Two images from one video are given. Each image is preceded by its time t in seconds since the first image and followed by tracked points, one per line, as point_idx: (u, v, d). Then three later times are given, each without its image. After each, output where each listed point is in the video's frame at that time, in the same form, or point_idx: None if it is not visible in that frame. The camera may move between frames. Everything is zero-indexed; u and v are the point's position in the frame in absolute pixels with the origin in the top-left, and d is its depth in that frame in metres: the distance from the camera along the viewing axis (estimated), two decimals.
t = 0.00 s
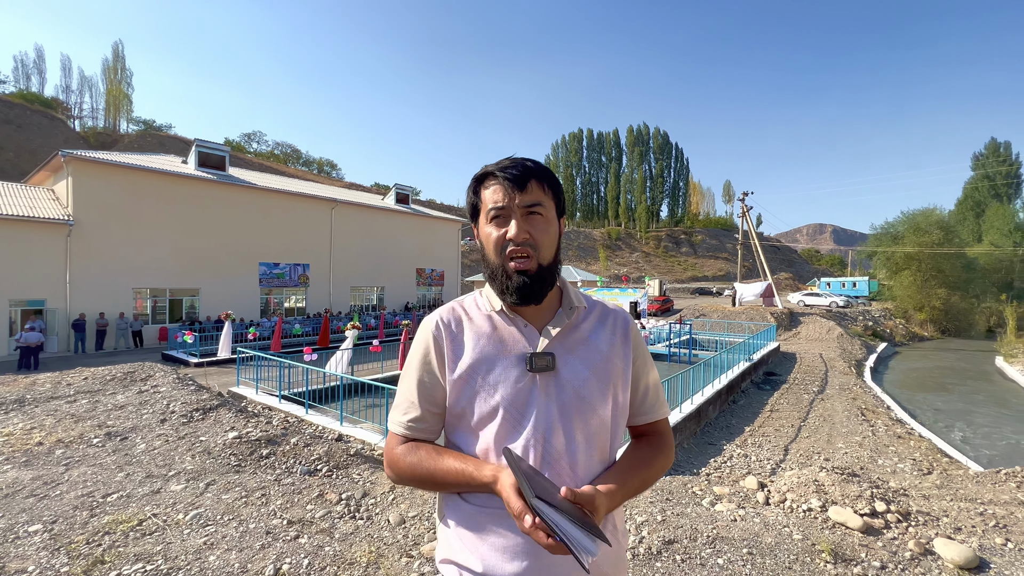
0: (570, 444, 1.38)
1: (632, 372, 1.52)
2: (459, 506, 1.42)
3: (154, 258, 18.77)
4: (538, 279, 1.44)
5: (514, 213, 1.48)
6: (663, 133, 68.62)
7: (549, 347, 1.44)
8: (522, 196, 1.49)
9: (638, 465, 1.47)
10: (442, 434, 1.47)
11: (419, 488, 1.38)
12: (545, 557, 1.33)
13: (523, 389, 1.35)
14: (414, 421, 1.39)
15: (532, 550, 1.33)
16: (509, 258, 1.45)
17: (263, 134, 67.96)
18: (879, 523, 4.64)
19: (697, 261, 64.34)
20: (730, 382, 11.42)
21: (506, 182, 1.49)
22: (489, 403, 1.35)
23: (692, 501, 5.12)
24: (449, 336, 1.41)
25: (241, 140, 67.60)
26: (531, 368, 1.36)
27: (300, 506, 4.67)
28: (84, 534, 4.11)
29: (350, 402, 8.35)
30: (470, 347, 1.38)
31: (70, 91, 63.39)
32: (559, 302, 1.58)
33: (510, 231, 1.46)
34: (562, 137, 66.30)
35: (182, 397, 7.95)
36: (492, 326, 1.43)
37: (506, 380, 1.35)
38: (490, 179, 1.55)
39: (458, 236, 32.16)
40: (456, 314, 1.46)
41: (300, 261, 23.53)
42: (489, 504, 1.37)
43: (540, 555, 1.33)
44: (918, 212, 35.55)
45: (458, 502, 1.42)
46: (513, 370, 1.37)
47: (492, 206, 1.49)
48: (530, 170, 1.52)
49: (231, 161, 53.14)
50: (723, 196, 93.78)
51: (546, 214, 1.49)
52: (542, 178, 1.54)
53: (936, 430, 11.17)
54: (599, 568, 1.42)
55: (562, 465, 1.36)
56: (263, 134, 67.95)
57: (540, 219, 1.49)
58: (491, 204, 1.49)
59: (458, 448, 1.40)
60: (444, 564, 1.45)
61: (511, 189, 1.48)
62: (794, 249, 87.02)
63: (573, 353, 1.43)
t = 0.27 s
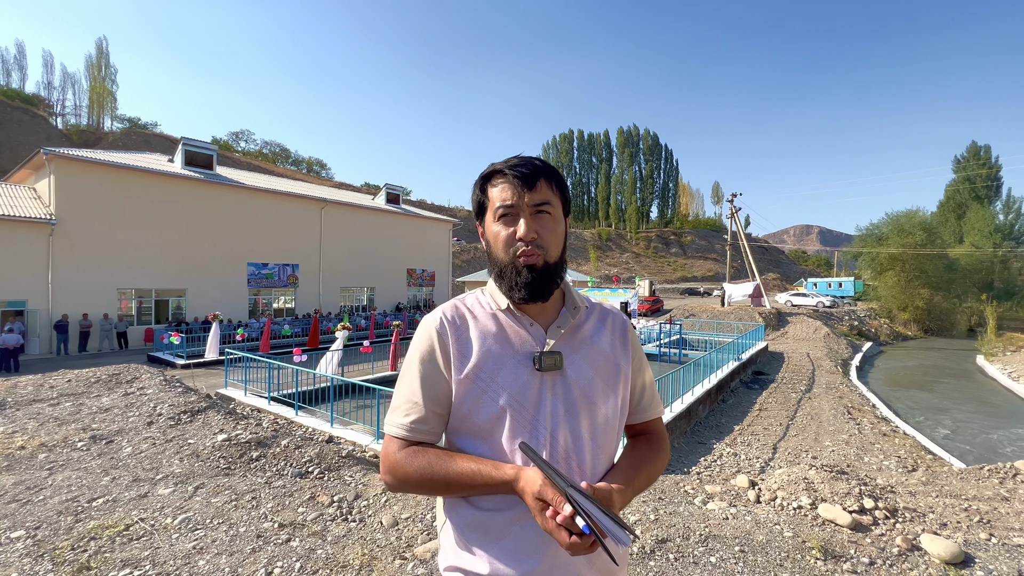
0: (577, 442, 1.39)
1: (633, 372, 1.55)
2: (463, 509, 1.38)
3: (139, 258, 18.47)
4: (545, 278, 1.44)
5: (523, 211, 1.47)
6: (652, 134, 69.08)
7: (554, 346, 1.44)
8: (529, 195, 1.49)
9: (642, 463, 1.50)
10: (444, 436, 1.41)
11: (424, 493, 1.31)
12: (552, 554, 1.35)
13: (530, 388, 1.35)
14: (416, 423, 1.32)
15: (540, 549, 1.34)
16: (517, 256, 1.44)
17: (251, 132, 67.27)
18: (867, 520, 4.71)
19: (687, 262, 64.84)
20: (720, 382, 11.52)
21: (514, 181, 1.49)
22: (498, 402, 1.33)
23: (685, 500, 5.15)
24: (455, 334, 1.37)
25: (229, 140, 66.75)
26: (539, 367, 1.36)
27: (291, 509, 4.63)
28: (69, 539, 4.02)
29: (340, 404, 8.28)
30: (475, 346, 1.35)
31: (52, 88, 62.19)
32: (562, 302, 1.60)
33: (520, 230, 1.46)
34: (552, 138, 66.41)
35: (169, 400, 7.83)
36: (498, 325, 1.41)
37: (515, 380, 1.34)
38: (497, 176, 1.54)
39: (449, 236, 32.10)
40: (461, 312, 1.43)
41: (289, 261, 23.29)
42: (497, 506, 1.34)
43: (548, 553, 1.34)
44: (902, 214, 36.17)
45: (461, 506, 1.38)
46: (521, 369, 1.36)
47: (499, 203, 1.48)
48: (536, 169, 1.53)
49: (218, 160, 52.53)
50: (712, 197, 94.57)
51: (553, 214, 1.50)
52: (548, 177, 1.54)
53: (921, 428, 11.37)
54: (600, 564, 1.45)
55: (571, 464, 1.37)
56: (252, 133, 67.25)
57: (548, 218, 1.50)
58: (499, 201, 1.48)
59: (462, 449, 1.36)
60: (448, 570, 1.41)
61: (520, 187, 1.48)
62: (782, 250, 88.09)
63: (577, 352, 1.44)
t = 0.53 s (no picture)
0: (579, 442, 1.40)
1: (630, 371, 1.57)
2: (466, 513, 1.38)
3: (124, 258, 18.17)
4: (548, 277, 1.44)
5: (523, 212, 1.48)
6: (643, 135, 69.47)
7: (554, 346, 1.44)
8: (528, 196, 1.50)
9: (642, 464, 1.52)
10: (446, 440, 1.41)
11: (428, 497, 1.30)
12: (556, 554, 1.35)
13: (533, 389, 1.35)
14: (420, 427, 1.31)
15: (544, 548, 1.34)
16: (518, 257, 1.44)
17: (239, 131, 66.54)
18: (855, 516, 4.78)
19: (676, 262, 65.32)
20: (709, 381, 11.63)
21: (514, 182, 1.50)
22: (501, 404, 1.33)
23: (676, 498, 5.20)
24: (457, 335, 1.37)
25: (217, 138, 65.91)
26: (541, 367, 1.36)
27: (283, 511, 4.58)
28: (54, 545, 3.95)
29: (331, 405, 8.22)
30: (478, 348, 1.35)
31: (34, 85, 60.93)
32: (561, 303, 1.60)
33: (520, 231, 1.46)
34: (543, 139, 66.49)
35: (156, 402, 7.71)
36: (499, 326, 1.41)
37: (518, 381, 1.34)
38: (496, 178, 1.54)
39: (440, 236, 32.03)
40: (461, 314, 1.43)
41: (278, 261, 23.07)
42: (501, 508, 1.35)
43: (552, 553, 1.35)
44: (886, 215, 36.76)
45: (464, 509, 1.38)
46: (524, 369, 1.36)
47: (500, 205, 1.49)
48: (535, 170, 1.54)
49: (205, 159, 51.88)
50: (702, 198, 95.36)
51: (553, 214, 1.51)
52: (546, 179, 1.55)
53: (906, 426, 11.57)
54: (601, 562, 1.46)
55: (574, 463, 1.38)
56: (239, 131, 66.52)
57: (548, 218, 1.51)
58: (499, 203, 1.48)
59: (466, 452, 1.36)
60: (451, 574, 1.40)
61: (520, 189, 1.49)
62: (770, 251, 89.10)
63: (577, 352, 1.45)
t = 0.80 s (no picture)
0: (577, 441, 1.41)
1: (625, 370, 1.59)
2: (467, 510, 1.39)
3: (109, 258, 17.89)
4: (546, 281, 1.46)
5: (520, 217, 1.49)
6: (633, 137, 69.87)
7: (551, 346, 1.46)
8: (526, 201, 1.52)
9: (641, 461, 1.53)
10: (446, 440, 1.42)
11: (429, 497, 1.31)
12: (556, 552, 1.36)
13: (531, 389, 1.36)
14: (420, 427, 1.32)
15: (544, 546, 1.35)
16: (516, 262, 1.45)
17: (228, 130, 65.89)
18: (842, 512, 4.86)
19: (667, 263, 65.84)
20: (699, 381, 11.75)
21: (511, 188, 1.51)
22: (501, 403, 1.34)
23: (668, 496, 5.25)
24: (456, 338, 1.38)
25: (205, 137, 65.15)
26: (538, 367, 1.37)
27: (275, 513, 4.54)
28: (41, 550, 3.89)
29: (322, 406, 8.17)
30: (476, 350, 1.37)
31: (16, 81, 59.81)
32: (558, 304, 1.61)
33: (518, 235, 1.48)
34: (534, 140, 66.58)
35: (145, 404, 7.60)
36: (497, 328, 1.42)
37: (516, 382, 1.36)
38: (492, 184, 1.55)
39: (432, 237, 31.97)
40: (460, 317, 1.44)
41: (267, 261, 22.86)
42: (500, 506, 1.36)
43: (553, 550, 1.36)
44: (872, 217, 37.35)
45: (465, 507, 1.39)
46: (521, 370, 1.37)
47: (497, 210, 1.50)
48: (530, 175, 1.55)
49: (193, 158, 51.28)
50: (692, 200, 96.13)
51: (548, 219, 1.53)
52: (541, 183, 1.57)
53: (891, 423, 11.78)
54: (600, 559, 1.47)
55: (572, 461, 1.39)
56: (228, 130, 65.88)
57: (544, 223, 1.53)
58: (496, 208, 1.50)
59: (466, 452, 1.37)
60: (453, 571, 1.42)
61: (515, 195, 1.49)
62: (759, 252, 90.07)
63: (574, 352, 1.46)
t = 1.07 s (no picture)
0: (577, 443, 1.41)
1: (623, 373, 1.60)
2: (471, 510, 1.40)
3: (95, 258, 17.61)
4: (544, 285, 1.48)
5: (516, 226, 1.51)
6: (625, 138, 70.15)
7: (550, 350, 1.47)
8: (521, 210, 1.53)
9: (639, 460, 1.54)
10: (448, 444, 1.44)
11: (432, 498, 1.33)
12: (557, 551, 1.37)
13: (531, 394, 1.37)
14: (423, 429, 1.34)
15: (544, 544, 1.36)
16: (514, 269, 1.47)
17: (216, 129, 65.15)
18: (831, 510, 4.93)
19: (658, 263, 66.26)
20: (690, 380, 11.85)
21: (505, 197, 1.52)
22: (501, 407, 1.35)
23: (661, 495, 5.30)
24: (455, 344, 1.40)
25: (192, 136, 64.34)
26: (537, 371, 1.39)
27: (269, 516, 4.51)
28: (30, 555, 3.83)
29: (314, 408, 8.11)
30: (477, 355, 1.38)
31: None
32: (556, 308, 1.62)
33: (514, 242, 1.49)
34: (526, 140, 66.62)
35: (134, 406, 7.50)
36: (496, 332, 1.44)
37: (516, 387, 1.37)
38: (488, 194, 1.56)
39: (424, 237, 31.89)
40: (459, 322, 1.46)
41: (257, 261, 22.64)
42: (502, 506, 1.37)
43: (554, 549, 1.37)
44: (859, 218, 37.89)
45: (466, 508, 1.41)
46: (519, 374, 1.39)
47: (493, 219, 1.51)
48: (525, 183, 1.57)
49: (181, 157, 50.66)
50: (683, 200, 96.84)
51: (545, 224, 1.54)
52: (537, 190, 1.59)
53: (878, 421, 11.97)
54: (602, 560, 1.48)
55: (572, 462, 1.40)
56: (217, 129, 65.13)
57: (540, 229, 1.54)
58: (492, 217, 1.51)
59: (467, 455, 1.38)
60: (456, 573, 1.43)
61: (511, 203, 1.51)
62: (748, 252, 90.94)
63: (572, 356, 1.48)
